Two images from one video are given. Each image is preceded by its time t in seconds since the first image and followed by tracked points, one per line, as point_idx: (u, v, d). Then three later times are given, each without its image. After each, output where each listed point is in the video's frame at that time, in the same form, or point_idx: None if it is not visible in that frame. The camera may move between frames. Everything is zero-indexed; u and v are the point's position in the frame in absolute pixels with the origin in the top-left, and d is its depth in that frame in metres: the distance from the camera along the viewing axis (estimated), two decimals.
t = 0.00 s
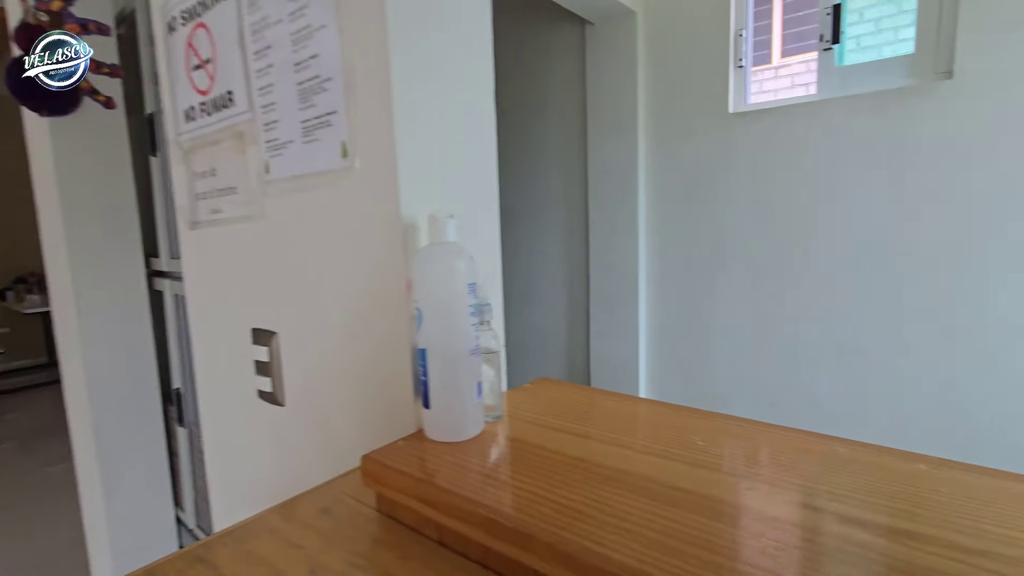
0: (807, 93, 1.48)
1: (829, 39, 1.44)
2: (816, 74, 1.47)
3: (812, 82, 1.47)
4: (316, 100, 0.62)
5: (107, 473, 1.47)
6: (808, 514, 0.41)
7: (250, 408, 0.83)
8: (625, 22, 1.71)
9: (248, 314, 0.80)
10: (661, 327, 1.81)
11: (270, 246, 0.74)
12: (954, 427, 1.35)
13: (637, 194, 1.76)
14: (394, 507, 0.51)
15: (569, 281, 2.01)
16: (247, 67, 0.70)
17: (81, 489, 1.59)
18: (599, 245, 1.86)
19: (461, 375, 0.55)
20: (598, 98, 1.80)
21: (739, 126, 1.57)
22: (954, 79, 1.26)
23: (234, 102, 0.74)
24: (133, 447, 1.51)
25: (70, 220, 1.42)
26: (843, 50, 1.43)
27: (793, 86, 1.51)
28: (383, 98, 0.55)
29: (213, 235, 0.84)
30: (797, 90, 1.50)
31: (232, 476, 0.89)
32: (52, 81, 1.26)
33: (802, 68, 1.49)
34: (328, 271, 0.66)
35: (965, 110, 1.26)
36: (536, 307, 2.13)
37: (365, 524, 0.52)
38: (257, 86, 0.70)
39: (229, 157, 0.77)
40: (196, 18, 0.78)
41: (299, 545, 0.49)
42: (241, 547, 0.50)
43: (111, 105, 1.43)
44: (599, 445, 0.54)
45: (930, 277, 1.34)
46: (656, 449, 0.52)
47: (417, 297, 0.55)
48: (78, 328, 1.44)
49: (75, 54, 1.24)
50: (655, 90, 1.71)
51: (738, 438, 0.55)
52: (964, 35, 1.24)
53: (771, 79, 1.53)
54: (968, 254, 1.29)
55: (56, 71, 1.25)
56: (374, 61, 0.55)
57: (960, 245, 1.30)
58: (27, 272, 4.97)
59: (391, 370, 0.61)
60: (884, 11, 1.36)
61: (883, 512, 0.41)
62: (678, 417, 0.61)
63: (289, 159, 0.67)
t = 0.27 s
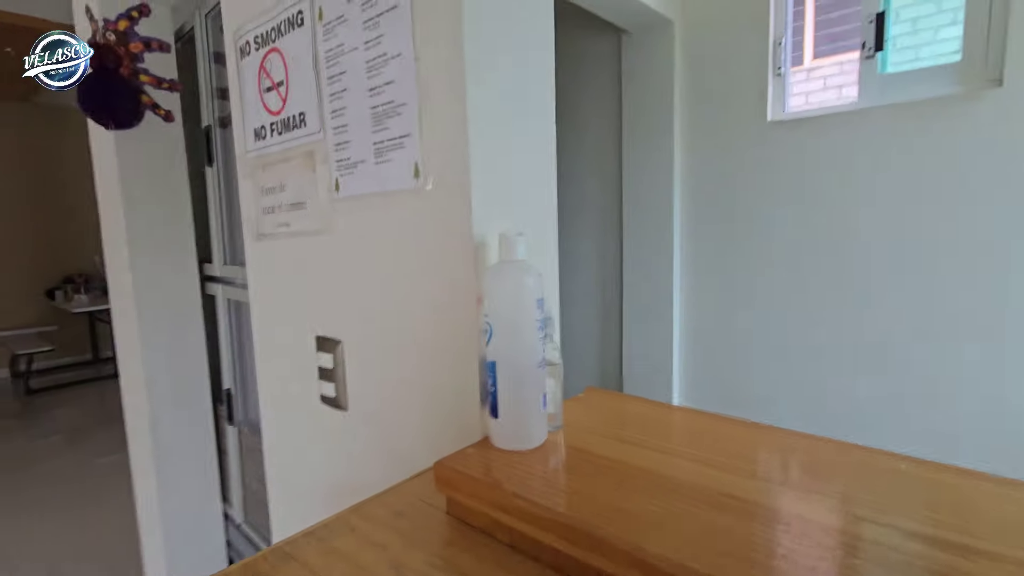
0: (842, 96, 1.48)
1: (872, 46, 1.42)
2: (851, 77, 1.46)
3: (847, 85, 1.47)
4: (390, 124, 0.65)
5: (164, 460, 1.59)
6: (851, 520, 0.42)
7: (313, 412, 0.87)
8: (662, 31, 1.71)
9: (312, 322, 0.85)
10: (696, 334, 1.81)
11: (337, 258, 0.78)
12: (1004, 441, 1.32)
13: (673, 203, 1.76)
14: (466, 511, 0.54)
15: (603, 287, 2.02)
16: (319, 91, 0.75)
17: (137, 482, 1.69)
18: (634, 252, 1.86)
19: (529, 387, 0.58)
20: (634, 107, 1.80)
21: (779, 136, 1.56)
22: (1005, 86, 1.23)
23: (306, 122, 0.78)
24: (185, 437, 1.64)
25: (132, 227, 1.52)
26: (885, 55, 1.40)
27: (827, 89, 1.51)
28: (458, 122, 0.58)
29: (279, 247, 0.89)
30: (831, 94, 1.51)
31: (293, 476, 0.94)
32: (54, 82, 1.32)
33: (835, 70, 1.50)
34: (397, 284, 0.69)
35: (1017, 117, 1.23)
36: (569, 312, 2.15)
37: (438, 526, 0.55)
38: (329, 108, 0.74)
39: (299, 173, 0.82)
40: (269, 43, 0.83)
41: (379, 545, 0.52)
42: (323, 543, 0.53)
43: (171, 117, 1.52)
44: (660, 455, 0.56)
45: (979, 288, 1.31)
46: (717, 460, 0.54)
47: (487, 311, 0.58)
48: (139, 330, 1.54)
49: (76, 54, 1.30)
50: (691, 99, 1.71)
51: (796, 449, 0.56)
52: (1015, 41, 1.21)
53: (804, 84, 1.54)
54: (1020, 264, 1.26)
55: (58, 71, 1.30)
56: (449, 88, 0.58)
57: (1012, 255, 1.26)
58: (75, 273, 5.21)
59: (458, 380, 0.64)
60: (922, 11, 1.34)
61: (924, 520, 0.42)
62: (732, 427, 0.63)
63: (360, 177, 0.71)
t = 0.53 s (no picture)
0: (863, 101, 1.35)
1: (888, 51, 1.29)
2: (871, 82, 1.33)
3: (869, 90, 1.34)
4: (374, 135, 0.65)
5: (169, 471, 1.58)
6: (863, 564, 0.39)
7: (303, 423, 0.87)
8: (671, 37, 1.61)
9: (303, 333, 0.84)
10: (703, 355, 1.67)
11: (326, 269, 0.77)
12: None
13: (682, 212, 1.64)
14: (440, 532, 0.52)
15: (611, 305, 1.90)
16: (309, 101, 0.75)
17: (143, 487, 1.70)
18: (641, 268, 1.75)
19: (510, 405, 0.56)
20: (643, 116, 1.71)
21: (789, 146, 1.44)
22: None
23: (296, 133, 0.78)
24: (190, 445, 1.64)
25: (140, 235, 1.54)
26: (904, 60, 1.28)
27: (849, 94, 1.37)
28: (438, 133, 0.57)
29: (272, 257, 0.89)
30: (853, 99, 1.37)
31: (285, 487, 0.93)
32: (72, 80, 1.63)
33: (858, 74, 1.36)
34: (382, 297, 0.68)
35: None
36: (578, 329, 2.03)
37: (413, 547, 0.53)
38: (318, 119, 0.73)
39: (290, 184, 0.82)
40: (262, 54, 0.83)
41: (350, 566, 0.51)
42: (295, 563, 0.52)
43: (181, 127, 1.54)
44: (644, 479, 0.54)
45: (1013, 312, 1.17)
46: (703, 486, 0.52)
47: (466, 325, 0.56)
48: (147, 337, 1.56)
49: (80, 54, 1.63)
50: (700, 107, 1.61)
51: (785, 475, 0.54)
52: None
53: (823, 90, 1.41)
54: None
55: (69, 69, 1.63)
56: (429, 97, 0.57)
57: None
58: (100, 278, 5.35)
59: (440, 396, 0.62)
60: (948, 13, 1.21)
61: (956, 564, 0.39)
62: (722, 449, 0.61)
63: (347, 188, 0.70)
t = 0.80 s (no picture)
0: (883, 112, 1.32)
1: (905, 61, 1.27)
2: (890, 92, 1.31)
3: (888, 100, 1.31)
4: (386, 148, 0.67)
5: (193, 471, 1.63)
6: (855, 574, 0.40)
7: (318, 426, 0.90)
8: (686, 50, 1.63)
9: (319, 339, 0.87)
10: (720, 366, 1.66)
11: (341, 277, 0.80)
12: None
13: (698, 227, 1.64)
14: (443, 533, 0.54)
15: (626, 315, 1.91)
16: (326, 116, 0.78)
17: (169, 487, 1.76)
18: (656, 278, 1.76)
19: (511, 411, 0.57)
20: (658, 128, 1.72)
21: (807, 158, 1.43)
22: None
23: (314, 146, 0.82)
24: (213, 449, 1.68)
25: (171, 243, 1.61)
26: (923, 71, 1.26)
27: (872, 103, 1.34)
28: (445, 146, 0.59)
29: (291, 265, 0.93)
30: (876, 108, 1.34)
31: (300, 487, 0.96)
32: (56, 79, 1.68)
33: (882, 84, 1.32)
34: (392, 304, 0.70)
35: None
36: (592, 340, 2.04)
37: (417, 547, 0.55)
38: (334, 133, 0.77)
39: (308, 195, 0.85)
40: (284, 72, 0.87)
41: (355, 563, 0.53)
42: (303, 558, 0.54)
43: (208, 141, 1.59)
44: (644, 485, 0.54)
45: None
46: (701, 494, 0.52)
47: (469, 332, 0.58)
48: (176, 341, 1.62)
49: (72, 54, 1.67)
50: (715, 118, 1.61)
51: (786, 485, 0.54)
52: None
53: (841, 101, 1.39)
54: None
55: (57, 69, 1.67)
56: (437, 112, 0.60)
57: None
58: (133, 286, 5.56)
59: (445, 400, 0.64)
60: (975, 22, 1.19)
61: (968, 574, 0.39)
62: (724, 459, 0.61)
63: (360, 200, 0.73)
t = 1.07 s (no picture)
0: (946, 120, 1.24)
1: (968, 69, 1.20)
2: (952, 101, 1.23)
3: (950, 108, 1.24)
4: (431, 166, 0.69)
5: (241, 477, 1.71)
6: None
7: (361, 437, 0.92)
8: (732, 64, 1.60)
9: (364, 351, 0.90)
10: (766, 387, 1.60)
11: (385, 290, 0.82)
12: None
13: (745, 244, 1.59)
14: (480, 548, 0.54)
15: (668, 332, 1.87)
16: (375, 136, 0.81)
17: (220, 490, 1.83)
18: (699, 293, 1.71)
19: (550, 429, 0.57)
20: (703, 141, 1.69)
21: (863, 173, 1.37)
22: None
23: (363, 165, 0.85)
24: (260, 457, 1.75)
25: (228, 256, 1.70)
26: (989, 79, 1.18)
27: (932, 113, 1.27)
28: (488, 164, 0.60)
29: (338, 278, 0.96)
30: (938, 119, 1.26)
31: (343, 497, 0.98)
32: (55, 78, 1.59)
33: (942, 94, 1.26)
34: (434, 319, 0.72)
35: None
36: (635, 355, 2.00)
37: (454, 562, 0.55)
38: (381, 152, 0.80)
39: (356, 211, 0.88)
40: (336, 94, 0.91)
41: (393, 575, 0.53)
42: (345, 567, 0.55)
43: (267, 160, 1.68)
44: (686, 510, 0.53)
45: None
46: (747, 522, 0.50)
47: (510, 348, 0.58)
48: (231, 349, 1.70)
49: (74, 52, 1.58)
50: (762, 132, 1.58)
51: (836, 516, 0.51)
52: None
53: (897, 111, 1.33)
54: None
55: (59, 69, 1.59)
56: (481, 132, 0.61)
57: None
58: (193, 295, 5.87)
59: (484, 415, 0.64)
60: None
61: None
62: (769, 485, 0.59)
63: (405, 216, 0.75)
